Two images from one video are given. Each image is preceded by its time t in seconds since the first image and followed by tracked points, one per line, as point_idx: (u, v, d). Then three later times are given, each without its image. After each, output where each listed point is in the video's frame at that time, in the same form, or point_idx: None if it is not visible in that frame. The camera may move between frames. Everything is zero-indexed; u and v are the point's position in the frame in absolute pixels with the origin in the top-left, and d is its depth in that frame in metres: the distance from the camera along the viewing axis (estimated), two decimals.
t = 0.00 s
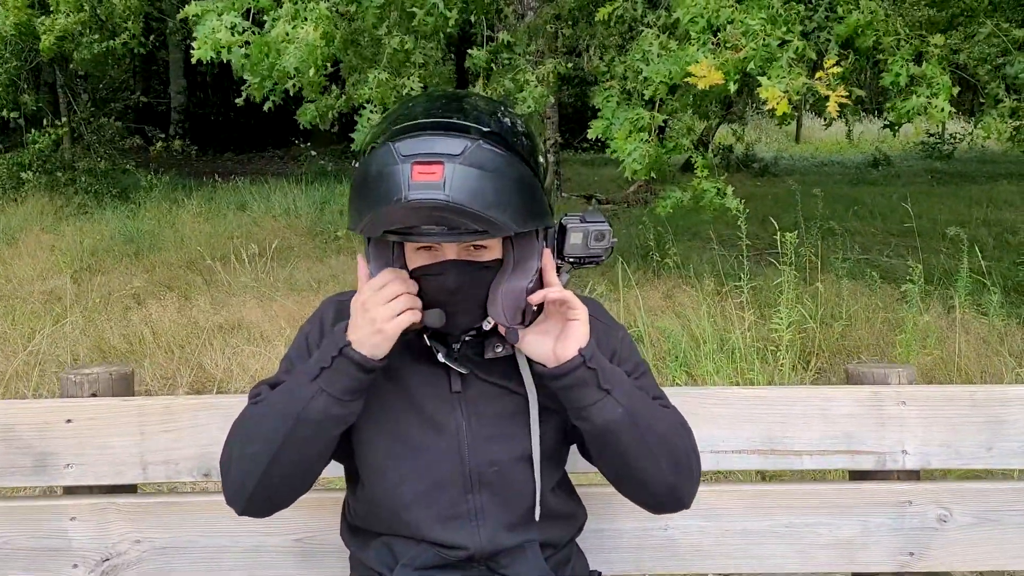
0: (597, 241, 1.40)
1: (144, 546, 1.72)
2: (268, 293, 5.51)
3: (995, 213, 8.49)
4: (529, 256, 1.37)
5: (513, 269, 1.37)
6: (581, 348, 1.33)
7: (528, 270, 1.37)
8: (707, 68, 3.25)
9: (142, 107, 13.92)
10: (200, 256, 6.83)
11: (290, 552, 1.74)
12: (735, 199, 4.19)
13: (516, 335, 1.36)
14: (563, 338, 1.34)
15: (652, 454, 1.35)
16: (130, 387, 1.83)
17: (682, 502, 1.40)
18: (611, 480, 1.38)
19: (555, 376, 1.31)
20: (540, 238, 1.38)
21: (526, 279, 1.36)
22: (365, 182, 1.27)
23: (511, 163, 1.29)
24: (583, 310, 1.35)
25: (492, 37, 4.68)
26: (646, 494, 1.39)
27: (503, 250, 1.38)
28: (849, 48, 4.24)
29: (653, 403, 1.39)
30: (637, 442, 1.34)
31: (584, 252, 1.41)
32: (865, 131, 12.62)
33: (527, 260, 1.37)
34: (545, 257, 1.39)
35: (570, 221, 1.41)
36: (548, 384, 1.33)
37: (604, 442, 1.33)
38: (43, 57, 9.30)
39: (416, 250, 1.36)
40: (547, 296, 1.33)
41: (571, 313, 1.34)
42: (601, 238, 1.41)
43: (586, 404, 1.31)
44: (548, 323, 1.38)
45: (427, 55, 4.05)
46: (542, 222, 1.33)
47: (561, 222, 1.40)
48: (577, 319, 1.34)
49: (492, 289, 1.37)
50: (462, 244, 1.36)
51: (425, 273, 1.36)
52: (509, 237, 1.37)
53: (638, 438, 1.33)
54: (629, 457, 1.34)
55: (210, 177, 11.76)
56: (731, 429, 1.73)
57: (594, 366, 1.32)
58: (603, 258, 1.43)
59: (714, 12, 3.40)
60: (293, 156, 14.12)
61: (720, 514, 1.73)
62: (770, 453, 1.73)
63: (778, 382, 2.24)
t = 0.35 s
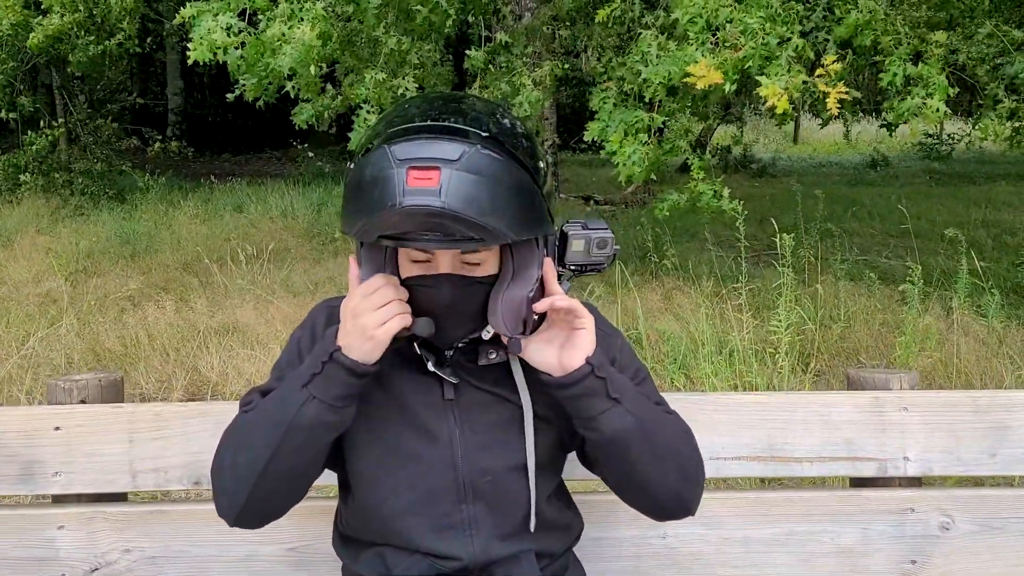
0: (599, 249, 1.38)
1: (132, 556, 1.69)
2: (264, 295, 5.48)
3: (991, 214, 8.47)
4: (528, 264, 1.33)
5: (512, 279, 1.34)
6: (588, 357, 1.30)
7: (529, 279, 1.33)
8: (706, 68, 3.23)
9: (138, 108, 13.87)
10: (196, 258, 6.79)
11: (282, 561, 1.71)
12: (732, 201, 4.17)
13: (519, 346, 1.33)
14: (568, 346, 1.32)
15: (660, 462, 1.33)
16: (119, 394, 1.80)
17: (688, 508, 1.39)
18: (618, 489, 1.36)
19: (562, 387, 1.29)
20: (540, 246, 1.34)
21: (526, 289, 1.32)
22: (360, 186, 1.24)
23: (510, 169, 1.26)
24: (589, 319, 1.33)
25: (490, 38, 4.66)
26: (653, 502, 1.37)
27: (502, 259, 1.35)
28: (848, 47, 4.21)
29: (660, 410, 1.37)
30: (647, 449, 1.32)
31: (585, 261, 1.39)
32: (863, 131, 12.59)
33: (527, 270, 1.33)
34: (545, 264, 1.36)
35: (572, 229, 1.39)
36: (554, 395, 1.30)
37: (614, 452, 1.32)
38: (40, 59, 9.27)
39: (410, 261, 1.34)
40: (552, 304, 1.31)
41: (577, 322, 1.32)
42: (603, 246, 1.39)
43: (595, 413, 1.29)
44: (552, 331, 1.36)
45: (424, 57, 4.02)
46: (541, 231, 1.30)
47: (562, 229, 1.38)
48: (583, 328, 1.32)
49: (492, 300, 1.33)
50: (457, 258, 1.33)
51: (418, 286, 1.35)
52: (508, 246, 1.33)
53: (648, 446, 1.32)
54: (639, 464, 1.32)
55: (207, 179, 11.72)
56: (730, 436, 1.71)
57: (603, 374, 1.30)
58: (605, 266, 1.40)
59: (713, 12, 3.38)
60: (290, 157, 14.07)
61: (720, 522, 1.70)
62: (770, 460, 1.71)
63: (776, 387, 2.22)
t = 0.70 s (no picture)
0: (606, 252, 1.35)
1: (123, 565, 1.67)
2: (261, 297, 5.45)
3: (989, 215, 8.46)
4: (535, 271, 1.30)
5: (518, 289, 1.30)
6: (604, 359, 1.28)
7: (535, 286, 1.30)
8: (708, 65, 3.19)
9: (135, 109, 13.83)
10: (193, 259, 6.76)
11: (276, 572, 1.69)
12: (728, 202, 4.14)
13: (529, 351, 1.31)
14: (580, 350, 1.30)
15: (677, 462, 1.32)
16: (110, 402, 1.77)
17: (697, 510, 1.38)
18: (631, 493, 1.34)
19: (576, 391, 1.27)
20: (545, 253, 1.31)
21: (532, 296, 1.29)
22: (360, 196, 1.20)
23: (515, 176, 1.21)
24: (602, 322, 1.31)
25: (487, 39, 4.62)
26: (666, 503, 1.36)
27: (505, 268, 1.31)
28: (847, 48, 4.18)
29: (673, 411, 1.37)
30: (664, 450, 1.31)
31: (592, 264, 1.36)
32: (861, 132, 12.57)
33: (533, 277, 1.30)
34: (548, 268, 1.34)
35: (577, 233, 1.36)
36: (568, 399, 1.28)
37: (631, 454, 1.30)
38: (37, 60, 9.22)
39: (410, 281, 1.30)
40: (563, 307, 1.30)
41: (590, 325, 1.30)
42: (609, 248, 1.36)
43: (612, 416, 1.28)
44: (564, 334, 1.34)
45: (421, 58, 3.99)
46: (545, 239, 1.26)
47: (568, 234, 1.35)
48: (597, 330, 1.30)
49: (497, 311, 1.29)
50: (457, 285, 1.28)
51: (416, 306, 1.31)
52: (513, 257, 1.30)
53: (667, 447, 1.30)
54: (657, 466, 1.31)
55: (204, 180, 11.68)
56: (730, 444, 1.69)
57: (619, 376, 1.28)
58: (612, 268, 1.38)
59: (713, 12, 3.36)
60: (287, 159, 14.03)
61: (720, 531, 1.68)
62: (771, 468, 1.69)
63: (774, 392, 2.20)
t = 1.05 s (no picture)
0: (613, 248, 1.33)
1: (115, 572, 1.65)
2: (257, 299, 5.42)
3: (989, 216, 8.44)
4: (542, 270, 1.27)
5: (526, 288, 1.27)
6: (621, 354, 1.28)
7: (543, 286, 1.26)
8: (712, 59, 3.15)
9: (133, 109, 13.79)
10: (190, 261, 6.73)
11: None
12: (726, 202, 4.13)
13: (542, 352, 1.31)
14: (595, 346, 1.29)
15: (698, 456, 1.31)
16: (102, 406, 1.75)
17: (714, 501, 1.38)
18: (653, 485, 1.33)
19: (597, 388, 1.26)
20: (552, 252, 1.27)
21: (544, 294, 1.26)
22: (360, 202, 1.16)
23: (521, 179, 1.18)
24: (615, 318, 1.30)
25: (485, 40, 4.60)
26: (689, 498, 1.34)
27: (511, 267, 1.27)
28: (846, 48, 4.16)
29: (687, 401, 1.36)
30: (688, 442, 1.30)
31: (600, 260, 1.34)
32: (860, 133, 12.56)
33: (541, 276, 1.26)
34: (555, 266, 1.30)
35: (583, 230, 1.34)
36: (588, 397, 1.28)
37: (654, 448, 1.28)
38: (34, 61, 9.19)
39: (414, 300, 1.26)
40: (576, 303, 1.27)
41: (605, 320, 1.29)
42: (617, 245, 1.34)
43: (633, 410, 1.26)
44: (577, 331, 1.33)
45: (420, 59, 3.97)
46: (551, 239, 1.23)
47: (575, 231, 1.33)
48: (611, 326, 1.29)
49: (507, 313, 1.27)
50: (462, 312, 1.25)
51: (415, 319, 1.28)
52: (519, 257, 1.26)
53: (688, 436, 1.30)
54: (682, 459, 1.30)
55: (202, 181, 11.66)
56: (733, 448, 1.67)
57: (637, 369, 1.28)
58: (619, 265, 1.36)
59: (713, 9, 3.36)
60: (285, 160, 13.99)
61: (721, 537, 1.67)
62: (772, 472, 1.67)
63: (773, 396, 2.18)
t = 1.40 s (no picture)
0: (617, 227, 1.26)
1: None
2: (253, 301, 5.39)
3: (988, 217, 8.41)
4: (547, 253, 1.24)
5: (532, 275, 1.24)
6: (642, 336, 1.26)
7: (551, 270, 1.24)
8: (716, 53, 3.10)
9: (131, 111, 13.77)
10: (187, 262, 6.71)
11: None
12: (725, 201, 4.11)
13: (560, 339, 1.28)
14: (614, 330, 1.26)
15: (720, 434, 1.30)
16: (93, 412, 1.73)
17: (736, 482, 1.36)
18: (680, 466, 1.30)
19: (622, 369, 1.23)
20: (556, 235, 1.24)
21: (551, 279, 1.24)
22: (349, 199, 1.14)
23: (511, 161, 1.15)
24: (632, 299, 1.25)
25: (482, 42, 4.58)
26: (714, 479, 1.32)
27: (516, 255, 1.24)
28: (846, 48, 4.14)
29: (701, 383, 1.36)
30: (712, 421, 1.29)
31: (607, 238, 1.27)
32: (859, 133, 12.53)
33: (546, 260, 1.24)
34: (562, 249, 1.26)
35: (585, 210, 1.26)
36: (612, 382, 1.25)
37: (679, 428, 1.27)
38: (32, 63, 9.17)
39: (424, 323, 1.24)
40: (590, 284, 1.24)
41: (623, 303, 1.25)
42: (622, 221, 1.26)
43: (658, 391, 1.24)
44: (594, 314, 1.30)
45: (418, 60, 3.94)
46: (552, 216, 1.19)
47: (576, 211, 1.25)
48: (630, 309, 1.25)
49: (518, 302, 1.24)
50: (473, 342, 1.24)
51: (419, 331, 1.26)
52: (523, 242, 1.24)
53: (713, 413, 1.29)
54: (707, 438, 1.28)
55: (199, 182, 11.63)
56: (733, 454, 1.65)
57: (660, 349, 1.26)
58: (627, 243, 1.28)
59: (713, 6, 3.34)
60: (283, 161, 13.96)
61: (720, 543, 1.65)
62: (771, 477, 1.65)
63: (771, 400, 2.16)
